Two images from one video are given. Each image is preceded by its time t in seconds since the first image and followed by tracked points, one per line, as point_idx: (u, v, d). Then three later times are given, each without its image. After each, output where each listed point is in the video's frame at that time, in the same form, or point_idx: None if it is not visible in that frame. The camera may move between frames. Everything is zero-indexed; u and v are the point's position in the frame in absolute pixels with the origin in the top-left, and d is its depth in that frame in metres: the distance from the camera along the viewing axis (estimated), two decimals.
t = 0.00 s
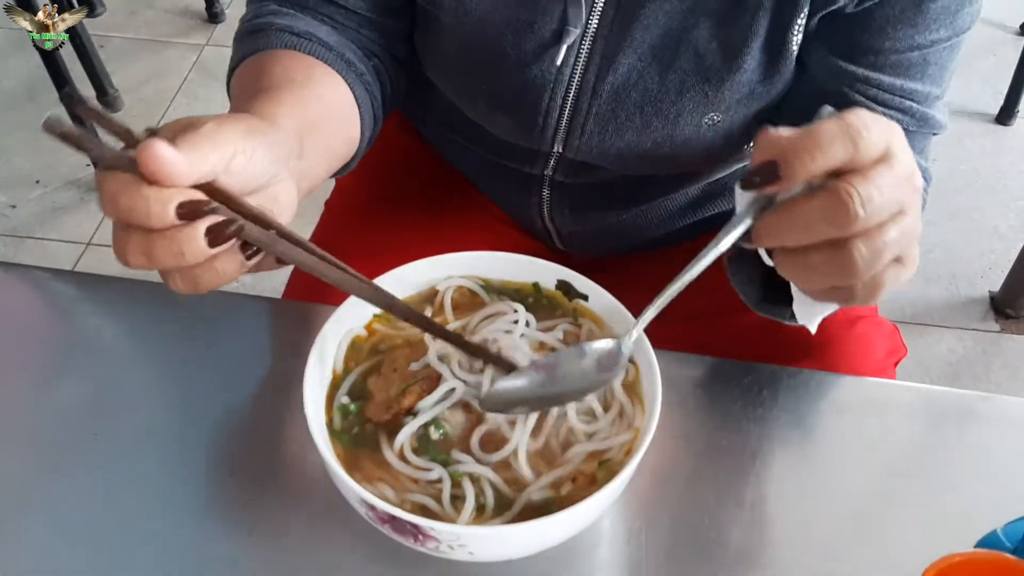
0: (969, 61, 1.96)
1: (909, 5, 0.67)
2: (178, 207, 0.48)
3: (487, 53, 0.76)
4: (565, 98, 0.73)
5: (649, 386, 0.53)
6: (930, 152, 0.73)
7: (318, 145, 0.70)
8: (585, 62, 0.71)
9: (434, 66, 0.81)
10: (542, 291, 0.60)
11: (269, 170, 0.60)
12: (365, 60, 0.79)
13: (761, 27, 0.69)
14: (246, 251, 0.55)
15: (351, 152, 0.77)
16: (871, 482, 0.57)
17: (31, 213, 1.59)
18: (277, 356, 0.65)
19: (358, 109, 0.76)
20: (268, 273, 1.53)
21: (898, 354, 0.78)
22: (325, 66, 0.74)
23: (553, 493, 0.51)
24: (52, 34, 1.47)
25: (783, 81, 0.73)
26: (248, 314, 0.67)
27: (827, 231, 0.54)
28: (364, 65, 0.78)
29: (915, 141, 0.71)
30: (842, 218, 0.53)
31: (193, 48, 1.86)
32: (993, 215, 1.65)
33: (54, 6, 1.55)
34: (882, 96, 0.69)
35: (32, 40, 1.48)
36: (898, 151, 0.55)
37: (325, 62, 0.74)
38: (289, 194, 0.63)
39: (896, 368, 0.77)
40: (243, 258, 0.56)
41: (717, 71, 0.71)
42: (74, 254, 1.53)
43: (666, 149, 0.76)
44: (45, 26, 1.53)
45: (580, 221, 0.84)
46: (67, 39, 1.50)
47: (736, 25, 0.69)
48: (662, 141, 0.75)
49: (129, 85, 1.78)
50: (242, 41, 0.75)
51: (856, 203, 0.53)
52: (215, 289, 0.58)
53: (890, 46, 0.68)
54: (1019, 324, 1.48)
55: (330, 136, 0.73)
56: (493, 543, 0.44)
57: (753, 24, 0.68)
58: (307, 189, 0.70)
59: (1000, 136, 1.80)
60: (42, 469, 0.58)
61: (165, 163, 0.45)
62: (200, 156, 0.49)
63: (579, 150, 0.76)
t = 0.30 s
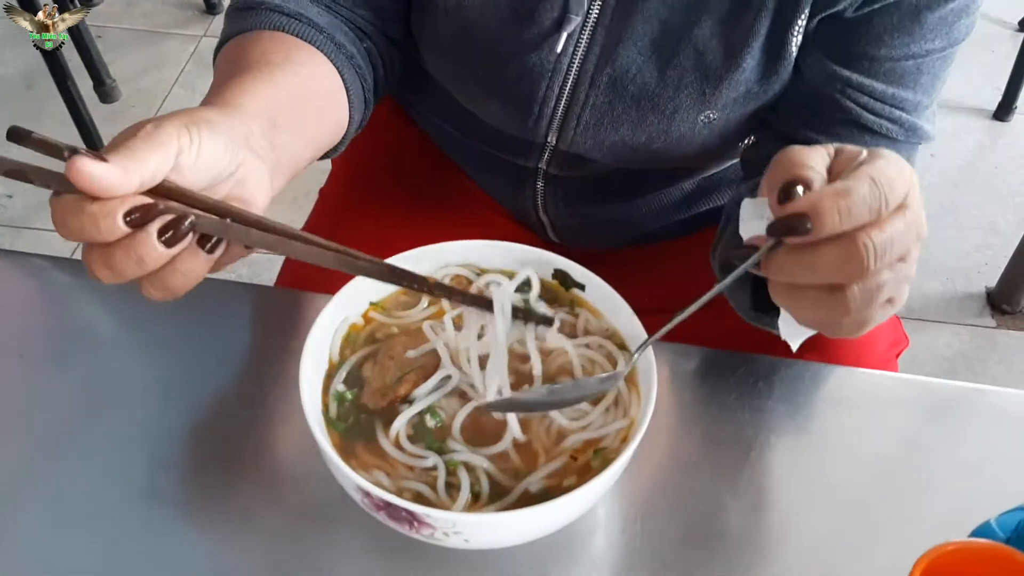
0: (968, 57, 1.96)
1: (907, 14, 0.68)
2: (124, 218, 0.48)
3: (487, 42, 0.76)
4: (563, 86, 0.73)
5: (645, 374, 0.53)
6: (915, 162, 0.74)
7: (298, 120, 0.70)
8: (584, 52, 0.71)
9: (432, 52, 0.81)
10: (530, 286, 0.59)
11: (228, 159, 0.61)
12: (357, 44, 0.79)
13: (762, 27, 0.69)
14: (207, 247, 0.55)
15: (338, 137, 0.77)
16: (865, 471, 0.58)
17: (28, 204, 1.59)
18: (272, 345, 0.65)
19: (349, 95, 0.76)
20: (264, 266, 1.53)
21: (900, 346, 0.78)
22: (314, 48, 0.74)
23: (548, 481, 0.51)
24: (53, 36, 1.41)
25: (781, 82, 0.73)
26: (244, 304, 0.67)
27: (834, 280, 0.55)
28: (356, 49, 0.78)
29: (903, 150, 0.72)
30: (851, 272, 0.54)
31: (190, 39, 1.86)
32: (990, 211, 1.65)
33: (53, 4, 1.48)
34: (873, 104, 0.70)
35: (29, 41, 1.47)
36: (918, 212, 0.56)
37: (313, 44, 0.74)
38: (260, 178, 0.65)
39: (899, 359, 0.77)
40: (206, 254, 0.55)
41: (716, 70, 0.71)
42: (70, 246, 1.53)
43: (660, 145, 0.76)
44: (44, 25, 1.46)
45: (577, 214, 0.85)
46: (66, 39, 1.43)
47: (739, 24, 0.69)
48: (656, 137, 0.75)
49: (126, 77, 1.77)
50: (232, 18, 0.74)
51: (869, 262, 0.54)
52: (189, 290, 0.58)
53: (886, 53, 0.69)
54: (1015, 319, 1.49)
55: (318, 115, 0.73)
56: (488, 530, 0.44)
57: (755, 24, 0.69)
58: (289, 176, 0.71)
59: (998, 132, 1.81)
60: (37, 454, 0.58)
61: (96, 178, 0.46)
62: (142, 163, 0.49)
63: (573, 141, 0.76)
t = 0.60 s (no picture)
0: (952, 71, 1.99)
1: (898, 56, 0.70)
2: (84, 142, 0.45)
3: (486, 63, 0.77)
4: (560, 109, 0.75)
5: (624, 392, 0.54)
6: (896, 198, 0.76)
7: (276, 94, 0.69)
8: (584, 76, 0.73)
9: (429, 71, 0.82)
10: (522, 236, 0.55)
11: (197, 104, 0.59)
12: (344, 38, 0.79)
13: (759, 61, 0.70)
14: (172, 176, 0.50)
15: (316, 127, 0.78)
16: (841, 483, 0.59)
17: (20, 208, 1.60)
18: (263, 357, 0.66)
19: (329, 88, 0.77)
20: (255, 272, 1.54)
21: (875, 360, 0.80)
22: (296, 32, 0.74)
23: (524, 493, 0.53)
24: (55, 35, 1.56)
25: (773, 116, 0.75)
26: (235, 315, 0.68)
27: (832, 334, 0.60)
28: (342, 43, 0.78)
29: (888, 187, 0.74)
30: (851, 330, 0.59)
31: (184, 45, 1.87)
32: (971, 223, 1.68)
33: (54, 5, 1.54)
34: (863, 141, 0.72)
35: (31, 38, 1.56)
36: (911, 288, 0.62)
37: (299, 32, 0.74)
38: (233, 129, 0.64)
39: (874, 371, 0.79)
40: (171, 183, 0.50)
41: (713, 101, 0.73)
42: (62, 250, 1.54)
43: (652, 168, 0.78)
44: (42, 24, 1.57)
45: (562, 228, 0.87)
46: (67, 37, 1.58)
47: (737, 56, 0.71)
48: (648, 161, 0.78)
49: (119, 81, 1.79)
50: None
51: (869, 323, 0.59)
52: (154, 226, 0.53)
53: (876, 93, 0.72)
54: (993, 330, 1.52)
55: (300, 110, 0.74)
56: (466, 539, 0.46)
57: (752, 58, 0.70)
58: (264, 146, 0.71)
59: (981, 145, 1.84)
60: (33, 461, 0.59)
61: (48, 93, 0.44)
62: (102, 91, 0.49)
63: (567, 161, 0.79)
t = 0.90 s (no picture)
0: (925, 96, 2.05)
1: (845, 108, 0.75)
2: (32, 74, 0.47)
3: (464, 101, 0.80)
4: (533, 150, 0.79)
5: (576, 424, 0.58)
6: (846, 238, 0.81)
7: (232, 85, 0.69)
8: (556, 120, 0.77)
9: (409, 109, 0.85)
10: (485, 169, 0.56)
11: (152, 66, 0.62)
12: (312, 62, 0.81)
13: (718, 112, 0.75)
14: (121, 116, 0.50)
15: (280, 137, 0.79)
16: (789, 509, 0.63)
17: (13, 231, 1.64)
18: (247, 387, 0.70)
19: (290, 98, 0.78)
20: (244, 293, 1.58)
21: (829, 389, 0.84)
22: (264, 42, 0.76)
23: (483, 519, 0.57)
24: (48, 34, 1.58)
25: (731, 160, 0.81)
26: (220, 347, 0.72)
27: (756, 382, 0.65)
28: (308, 64, 0.80)
29: (838, 229, 0.79)
30: (774, 378, 0.64)
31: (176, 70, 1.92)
32: (941, 246, 1.73)
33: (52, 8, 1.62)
34: (814, 187, 0.77)
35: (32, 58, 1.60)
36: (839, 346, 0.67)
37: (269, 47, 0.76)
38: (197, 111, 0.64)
39: (827, 398, 0.84)
40: (122, 124, 0.50)
41: (675, 145, 0.77)
42: (55, 273, 1.58)
43: (620, 206, 0.84)
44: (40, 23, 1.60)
45: (533, 259, 0.92)
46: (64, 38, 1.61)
47: (699, 104, 0.76)
48: (615, 200, 0.83)
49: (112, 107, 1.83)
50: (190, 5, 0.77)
51: (790, 373, 0.64)
52: (100, 171, 0.52)
53: (826, 142, 0.76)
54: (961, 351, 1.56)
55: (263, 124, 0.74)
56: (427, 562, 0.50)
57: (711, 109, 0.75)
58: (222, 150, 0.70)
59: (952, 169, 1.89)
60: (28, 488, 0.63)
61: None
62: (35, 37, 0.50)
63: (540, 198, 0.83)
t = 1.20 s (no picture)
0: (917, 102, 2.07)
1: (824, 122, 0.76)
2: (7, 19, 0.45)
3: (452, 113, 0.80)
4: (522, 163, 0.81)
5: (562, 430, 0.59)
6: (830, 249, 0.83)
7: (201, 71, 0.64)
8: (544, 131, 0.78)
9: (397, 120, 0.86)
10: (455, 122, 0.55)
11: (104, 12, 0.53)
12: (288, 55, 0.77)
13: (701, 126, 0.77)
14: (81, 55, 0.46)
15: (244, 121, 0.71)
16: (775, 516, 0.64)
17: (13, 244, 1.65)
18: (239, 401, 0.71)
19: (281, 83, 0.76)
20: (243, 305, 1.60)
21: (816, 395, 0.86)
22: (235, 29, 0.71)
23: (474, 528, 0.58)
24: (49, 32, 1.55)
25: (715, 173, 0.83)
26: (216, 359, 0.74)
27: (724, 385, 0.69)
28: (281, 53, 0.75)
29: (821, 239, 0.81)
30: (739, 382, 0.68)
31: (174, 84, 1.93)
32: (934, 252, 1.74)
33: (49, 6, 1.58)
34: (795, 199, 0.79)
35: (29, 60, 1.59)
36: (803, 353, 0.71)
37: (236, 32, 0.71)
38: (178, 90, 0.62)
39: (814, 405, 0.85)
40: (85, 64, 0.46)
41: (660, 158, 0.79)
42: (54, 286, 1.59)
43: (608, 218, 0.85)
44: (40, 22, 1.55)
45: (525, 270, 0.93)
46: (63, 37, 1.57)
47: (682, 121, 0.77)
48: (603, 212, 0.84)
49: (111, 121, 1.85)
50: None
51: (754, 378, 0.68)
52: (61, 112, 0.47)
53: (806, 155, 0.78)
54: (954, 357, 1.58)
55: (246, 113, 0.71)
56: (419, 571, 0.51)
57: (694, 123, 0.76)
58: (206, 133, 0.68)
59: (945, 174, 1.90)
60: (24, 503, 0.64)
61: None
62: None
63: (529, 210, 0.85)
